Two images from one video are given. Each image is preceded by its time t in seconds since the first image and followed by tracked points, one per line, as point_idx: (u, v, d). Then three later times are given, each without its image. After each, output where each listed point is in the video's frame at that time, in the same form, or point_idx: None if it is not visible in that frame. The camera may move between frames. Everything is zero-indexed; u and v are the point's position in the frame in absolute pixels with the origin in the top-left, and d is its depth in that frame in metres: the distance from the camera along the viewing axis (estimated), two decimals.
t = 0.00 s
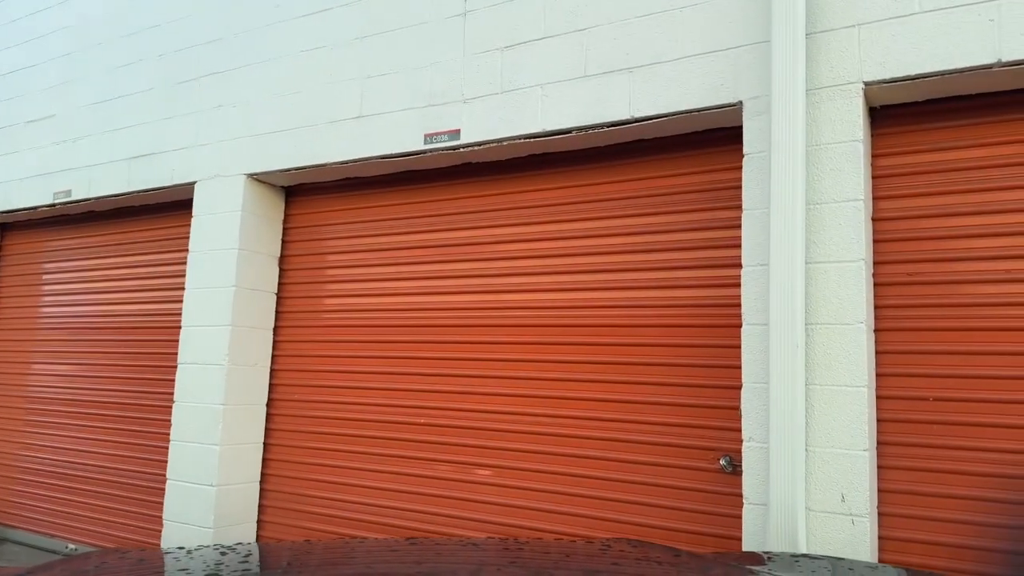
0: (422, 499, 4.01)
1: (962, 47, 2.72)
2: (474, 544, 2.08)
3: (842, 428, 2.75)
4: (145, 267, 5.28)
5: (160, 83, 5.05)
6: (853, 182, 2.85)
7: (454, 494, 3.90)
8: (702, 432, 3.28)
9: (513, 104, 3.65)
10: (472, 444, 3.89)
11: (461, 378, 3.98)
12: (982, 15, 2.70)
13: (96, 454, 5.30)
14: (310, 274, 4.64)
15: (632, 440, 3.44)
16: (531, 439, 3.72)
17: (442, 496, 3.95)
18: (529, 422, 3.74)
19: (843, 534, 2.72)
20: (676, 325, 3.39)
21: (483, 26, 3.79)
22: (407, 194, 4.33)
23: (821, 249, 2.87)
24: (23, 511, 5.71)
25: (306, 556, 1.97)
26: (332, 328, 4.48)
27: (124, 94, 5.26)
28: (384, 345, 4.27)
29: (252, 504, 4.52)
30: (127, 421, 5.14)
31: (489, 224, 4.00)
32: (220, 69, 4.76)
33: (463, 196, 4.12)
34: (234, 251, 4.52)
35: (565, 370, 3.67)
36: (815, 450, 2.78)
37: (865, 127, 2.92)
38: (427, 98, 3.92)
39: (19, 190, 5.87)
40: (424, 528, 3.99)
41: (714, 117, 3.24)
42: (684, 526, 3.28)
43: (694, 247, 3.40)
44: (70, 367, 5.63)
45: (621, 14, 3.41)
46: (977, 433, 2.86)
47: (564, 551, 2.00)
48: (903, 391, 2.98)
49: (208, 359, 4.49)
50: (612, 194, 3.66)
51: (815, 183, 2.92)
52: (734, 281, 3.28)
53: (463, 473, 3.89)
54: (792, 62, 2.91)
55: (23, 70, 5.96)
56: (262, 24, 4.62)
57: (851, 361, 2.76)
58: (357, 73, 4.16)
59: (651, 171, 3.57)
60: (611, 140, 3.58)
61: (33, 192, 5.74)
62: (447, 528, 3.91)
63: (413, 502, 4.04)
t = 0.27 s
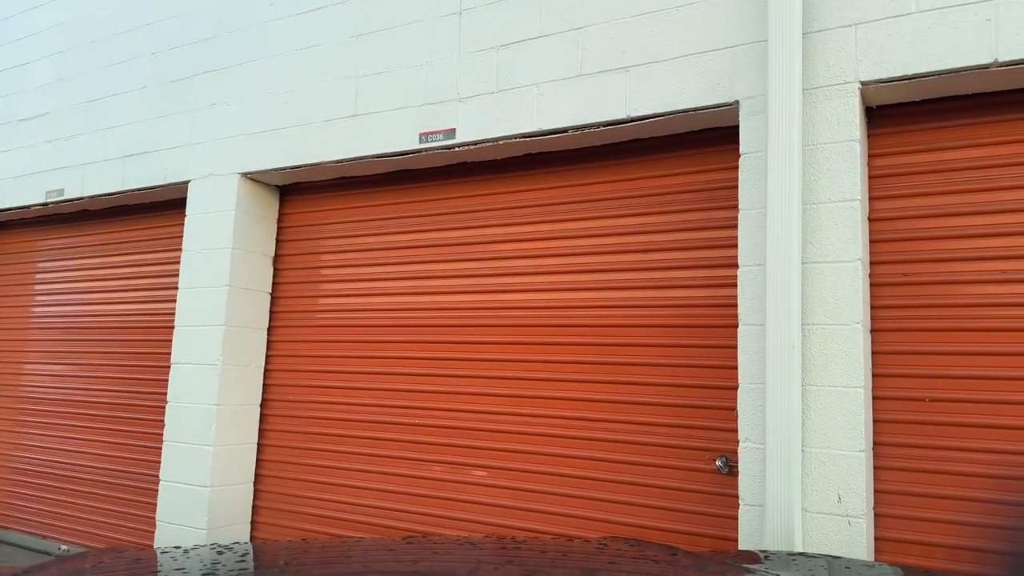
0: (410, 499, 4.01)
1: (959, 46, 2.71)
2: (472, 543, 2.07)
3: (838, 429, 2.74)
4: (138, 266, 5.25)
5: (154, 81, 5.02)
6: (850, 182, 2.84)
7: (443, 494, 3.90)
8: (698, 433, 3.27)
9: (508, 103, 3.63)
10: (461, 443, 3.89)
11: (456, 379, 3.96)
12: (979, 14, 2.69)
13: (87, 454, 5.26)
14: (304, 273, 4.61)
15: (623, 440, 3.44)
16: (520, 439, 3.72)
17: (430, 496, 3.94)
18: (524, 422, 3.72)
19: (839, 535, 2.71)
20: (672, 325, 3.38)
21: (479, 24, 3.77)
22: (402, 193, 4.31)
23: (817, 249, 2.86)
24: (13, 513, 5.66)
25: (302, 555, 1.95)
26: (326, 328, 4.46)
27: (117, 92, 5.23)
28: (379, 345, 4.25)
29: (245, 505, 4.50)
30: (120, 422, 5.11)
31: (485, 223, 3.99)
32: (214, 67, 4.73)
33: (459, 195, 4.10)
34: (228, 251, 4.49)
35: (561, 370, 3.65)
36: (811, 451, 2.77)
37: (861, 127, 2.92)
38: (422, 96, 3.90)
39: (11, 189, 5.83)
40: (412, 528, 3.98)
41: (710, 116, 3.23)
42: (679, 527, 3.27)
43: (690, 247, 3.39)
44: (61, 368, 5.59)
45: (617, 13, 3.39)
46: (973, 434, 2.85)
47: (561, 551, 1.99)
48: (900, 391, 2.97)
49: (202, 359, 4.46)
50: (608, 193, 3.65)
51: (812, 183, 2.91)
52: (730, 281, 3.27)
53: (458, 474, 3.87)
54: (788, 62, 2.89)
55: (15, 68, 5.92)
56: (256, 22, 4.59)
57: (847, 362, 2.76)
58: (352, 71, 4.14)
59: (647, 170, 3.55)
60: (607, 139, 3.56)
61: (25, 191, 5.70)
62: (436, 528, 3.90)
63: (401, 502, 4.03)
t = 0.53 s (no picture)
0: (397, 499, 3.99)
1: (958, 45, 2.70)
2: (471, 544, 2.05)
3: (836, 429, 2.72)
4: (132, 265, 5.21)
5: (148, 79, 4.99)
6: (848, 180, 2.82)
7: (431, 494, 3.89)
8: (695, 434, 3.25)
9: (505, 101, 3.61)
10: (450, 443, 3.87)
11: (452, 379, 3.93)
12: (978, 13, 2.68)
13: (79, 455, 5.20)
14: (299, 273, 4.58)
15: (614, 440, 3.42)
16: (510, 439, 3.70)
17: (418, 496, 3.93)
18: (520, 422, 3.69)
19: (837, 536, 2.69)
20: (669, 325, 3.36)
21: (475, 22, 3.75)
22: (397, 192, 4.28)
23: (815, 248, 2.84)
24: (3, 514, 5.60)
25: (301, 555, 1.93)
26: (321, 327, 4.43)
27: (111, 90, 5.19)
28: (374, 345, 4.22)
29: (239, 507, 4.46)
30: (113, 422, 5.06)
31: (481, 223, 3.96)
32: (209, 65, 4.70)
33: (455, 194, 4.08)
34: (222, 250, 4.46)
35: (557, 371, 3.62)
36: (809, 452, 2.75)
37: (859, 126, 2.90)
38: (418, 95, 3.87)
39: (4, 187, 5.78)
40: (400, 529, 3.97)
41: (708, 115, 3.21)
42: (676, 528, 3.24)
43: (687, 247, 3.36)
44: (53, 368, 5.54)
45: (614, 11, 3.37)
46: (972, 434, 2.84)
47: (562, 550, 1.97)
48: (898, 391, 2.96)
49: (196, 360, 4.43)
50: (604, 193, 3.63)
51: (810, 182, 2.89)
52: (727, 281, 3.25)
53: (454, 474, 3.85)
54: (786, 59, 2.88)
55: (9, 66, 5.88)
56: (251, 20, 4.56)
57: (845, 362, 2.74)
58: (348, 69, 4.11)
59: (644, 169, 3.53)
60: (604, 138, 3.54)
61: (18, 190, 5.65)
62: (429, 529, 3.87)
63: (388, 503, 4.02)
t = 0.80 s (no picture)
0: (388, 500, 3.97)
1: (959, 41, 2.67)
2: (471, 543, 2.01)
3: (836, 431, 2.69)
4: (125, 265, 5.16)
5: (141, 76, 4.94)
6: (848, 179, 2.79)
7: (421, 495, 3.87)
8: (693, 435, 3.22)
9: (501, 98, 3.57)
10: (436, 443, 3.87)
11: (448, 379, 3.89)
12: (979, 9, 2.65)
13: (70, 455, 5.15)
14: (293, 272, 4.53)
15: (600, 440, 3.42)
16: (495, 439, 3.70)
17: (409, 497, 3.91)
18: (517, 423, 3.66)
19: (837, 539, 2.66)
20: (667, 325, 3.32)
21: (471, 19, 3.71)
22: (392, 191, 4.24)
23: (815, 247, 2.81)
24: None
25: (301, 555, 1.90)
26: (316, 327, 4.39)
27: (104, 88, 5.14)
28: (369, 345, 4.18)
29: (233, 508, 4.42)
30: (105, 423, 5.01)
31: (477, 221, 3.93)
32: (202, 63, 4.65)
33: (451, 192, 4.04)
34: (216, 249, 4.42)
35: (554, 371, 3.59)
36: (808, 453, 2.72)
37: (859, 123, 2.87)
38: (414, 92, 3.83)
39: None
40: (390, 529, 3.95)
41: (706, 112, 3.17)
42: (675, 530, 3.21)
43: (685, 245, 3.33)
44: (44, 368, 5.48)
45: (612, 7, 3.34)
46: (972, 435, 2.82)
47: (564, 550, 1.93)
48: (898, 392, 2.93)
49: (189, 360, 4.38)
50: (602, 191, 3.59)
51: (810, 180, 2.86)
52: (725, 280, 3.22)
53: (450, 475, 3.81)
54: (786, 56, 2.84)
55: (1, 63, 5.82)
56: (246, 16, 4.52)
57: (845, 362, 2.71)
58: (343, 67, 4.07)
59: (641, 168, 3.50)
60: (601, 136, 3.51)
61: (9, 188, 5.60)
62: (425, 530, 3.83)
63: (378, 504, 4.00)
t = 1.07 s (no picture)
0: (381, 502, 3.92)
1: (962, 36, 2.63)
2: (472, 543, 1.97)
3: (837, 432, 2.65)
4: (116, 264, 5.09)
5: (132, 73, 4.87)
6: (849, 176, 2.75)
7: (417, 497, 3.82)
8: (692, 436, 3.17)
9: (497, 94, 3.52)
10: (414, 443, 3.87)
11: (442, 380, 3.84)
12: (982, 3, 2.61)
13: (60, 456, 5.08)
14: (286, 271, 4.47)
15: (589, 440, 3.39)
16: (492, 440, 3.65)
17: (405, 500, 3.85)
18: (513, 424, 3.61)
19: (838, 542, 2.61)
20: (664, 324, 3.28)
21: (466, 14, 3.66)
22: (386, 189, 4.18)
23: (815, 246, 2.76)
24: None
25: (301, 555, 1.87)
26: (309, 327, 4.33)
27: (94, 84, 5.07)
28: (363, 345, 4.12)
29: (224, 510, 4.36)
30: (94, 424, 4.94)
31: (472, 220, 3.88)
32: (194, 59, 4.59)
33: (445, 190, 3.98)
34: (206, 247, 4.35)
35: (550, 371, 3.54)
36: (808, 455, 2.68)
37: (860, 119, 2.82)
38: (408, 88, 3.78)
39: None
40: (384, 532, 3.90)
41: (704, 109, 3.13)
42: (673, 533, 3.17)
43: (683, 244, 3.29)
44: (33, 368, 5.40)
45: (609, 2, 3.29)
46: (974, 437, 2.77)
47: (566, 550, 1.90)
48: (899, 393, 2.88)
49: (179, 360, 4.32)
50: (598, 189, 3.54)
51: (809, 177, 2.81)
52: (724, 279, 3.18)
53: (445, 477, 3.76)
54: (786, 52, 2.80)
55: None
56: (238, 12, 4.46)
57: (846, 362, 2.66)
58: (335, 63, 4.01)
59: (639, 165, 3.45)
60: (598, 133, 3.46)
61: None
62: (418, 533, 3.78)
63: (372, 506, 3.94)
